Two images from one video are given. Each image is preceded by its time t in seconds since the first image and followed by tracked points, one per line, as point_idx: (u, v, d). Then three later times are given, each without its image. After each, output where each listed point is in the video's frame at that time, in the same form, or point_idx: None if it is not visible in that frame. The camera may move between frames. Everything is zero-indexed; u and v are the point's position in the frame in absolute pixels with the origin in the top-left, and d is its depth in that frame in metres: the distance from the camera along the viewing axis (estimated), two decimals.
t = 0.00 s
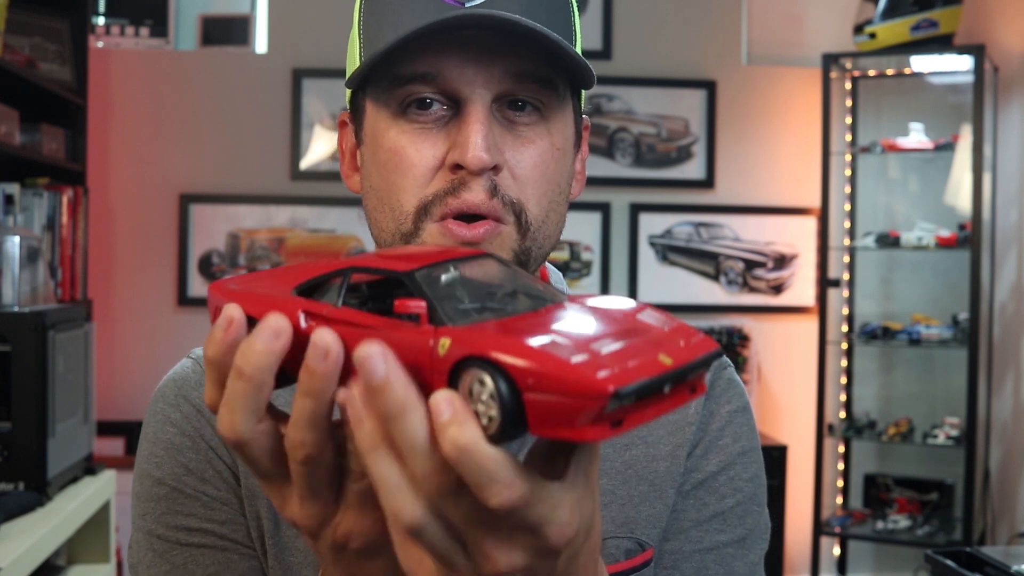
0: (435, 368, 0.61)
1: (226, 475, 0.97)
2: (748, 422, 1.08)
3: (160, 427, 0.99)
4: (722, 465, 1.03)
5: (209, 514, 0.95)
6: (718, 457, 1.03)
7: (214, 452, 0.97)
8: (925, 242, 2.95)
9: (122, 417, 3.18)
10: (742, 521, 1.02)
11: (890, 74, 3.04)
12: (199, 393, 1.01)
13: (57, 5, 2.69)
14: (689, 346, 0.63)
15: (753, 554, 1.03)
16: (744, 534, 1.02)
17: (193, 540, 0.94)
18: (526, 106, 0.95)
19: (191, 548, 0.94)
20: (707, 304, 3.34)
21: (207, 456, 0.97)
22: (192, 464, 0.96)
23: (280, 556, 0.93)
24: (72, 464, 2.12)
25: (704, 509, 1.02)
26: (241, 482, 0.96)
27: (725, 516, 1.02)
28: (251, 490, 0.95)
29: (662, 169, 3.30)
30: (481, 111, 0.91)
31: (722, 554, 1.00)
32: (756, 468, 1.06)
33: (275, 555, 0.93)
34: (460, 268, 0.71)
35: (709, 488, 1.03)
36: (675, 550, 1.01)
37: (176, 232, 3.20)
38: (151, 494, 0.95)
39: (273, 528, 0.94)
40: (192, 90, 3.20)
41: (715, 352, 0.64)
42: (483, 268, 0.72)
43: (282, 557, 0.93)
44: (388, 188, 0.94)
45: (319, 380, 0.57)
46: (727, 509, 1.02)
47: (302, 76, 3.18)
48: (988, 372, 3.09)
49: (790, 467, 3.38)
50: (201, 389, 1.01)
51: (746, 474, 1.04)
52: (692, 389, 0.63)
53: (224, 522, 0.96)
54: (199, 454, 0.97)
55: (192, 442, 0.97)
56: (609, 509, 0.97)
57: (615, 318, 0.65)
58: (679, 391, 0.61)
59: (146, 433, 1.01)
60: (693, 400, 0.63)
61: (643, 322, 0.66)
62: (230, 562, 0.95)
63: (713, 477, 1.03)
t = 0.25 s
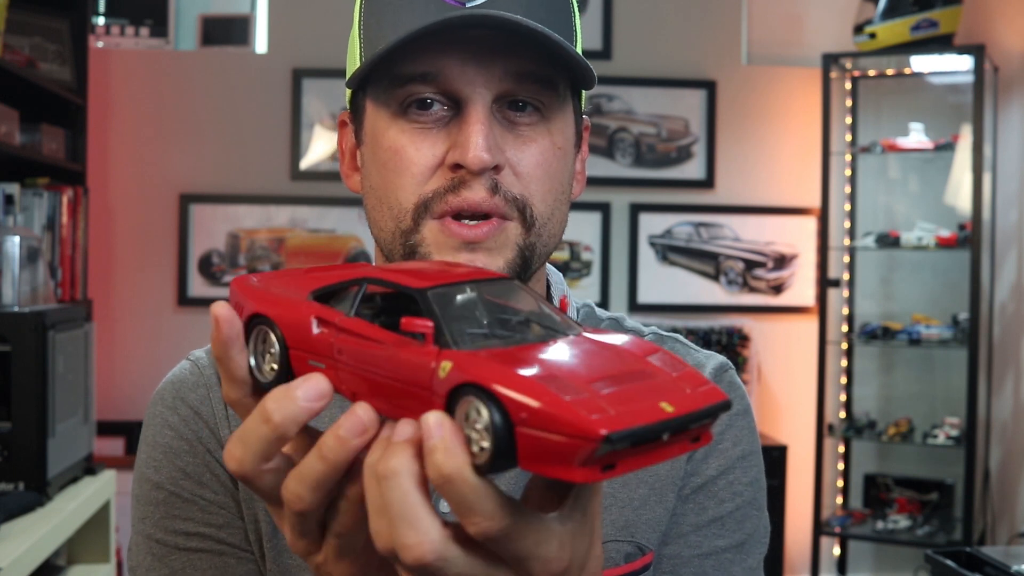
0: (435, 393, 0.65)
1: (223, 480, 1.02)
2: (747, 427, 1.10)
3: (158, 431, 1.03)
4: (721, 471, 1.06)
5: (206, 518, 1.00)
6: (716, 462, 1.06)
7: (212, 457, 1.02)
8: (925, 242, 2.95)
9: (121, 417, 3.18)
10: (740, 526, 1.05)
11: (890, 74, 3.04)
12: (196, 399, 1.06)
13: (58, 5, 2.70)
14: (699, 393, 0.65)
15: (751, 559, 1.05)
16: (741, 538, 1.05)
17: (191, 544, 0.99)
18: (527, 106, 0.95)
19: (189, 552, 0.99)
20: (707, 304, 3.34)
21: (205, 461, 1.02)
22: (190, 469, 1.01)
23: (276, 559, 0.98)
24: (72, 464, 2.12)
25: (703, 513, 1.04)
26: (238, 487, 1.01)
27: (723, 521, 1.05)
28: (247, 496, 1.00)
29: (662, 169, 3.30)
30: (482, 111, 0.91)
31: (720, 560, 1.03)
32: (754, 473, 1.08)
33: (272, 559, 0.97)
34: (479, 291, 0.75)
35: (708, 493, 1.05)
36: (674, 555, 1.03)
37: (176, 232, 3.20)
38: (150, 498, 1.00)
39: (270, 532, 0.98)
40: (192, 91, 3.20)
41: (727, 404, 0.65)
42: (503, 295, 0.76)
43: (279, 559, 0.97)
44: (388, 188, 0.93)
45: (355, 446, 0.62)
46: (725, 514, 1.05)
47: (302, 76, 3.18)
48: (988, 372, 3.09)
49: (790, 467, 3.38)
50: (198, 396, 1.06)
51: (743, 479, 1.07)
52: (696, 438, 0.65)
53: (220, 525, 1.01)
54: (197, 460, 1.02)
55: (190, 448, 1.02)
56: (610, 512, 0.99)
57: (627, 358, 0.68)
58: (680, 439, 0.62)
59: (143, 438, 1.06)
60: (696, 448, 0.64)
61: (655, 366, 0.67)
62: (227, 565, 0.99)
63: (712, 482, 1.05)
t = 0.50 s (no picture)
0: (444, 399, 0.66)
1: (223, 480, 1.02)
2: (745, 429, 1.10)
3: (159, 431, 1.04)
4: (719, 472, 1.06)
5: (208, 519, 1.01)
6: (713, 463, 1.06)
7: (213, 457, 1.03)
8: (925, 242, 2.95)
9: (122, 417, 3.18)
10: (738, 528, 1.05)
11: (890, 73, 3.04)
12: (198, 398, 1.06)
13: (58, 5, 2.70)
14: (706, 390, 0.67)
15: (748, 561, 1.05)
16: (739, 541, 1.05)
17: (193, 544, 0.99)
18: (524, 107, 0.95)
19: (191, 552, 0.99)
20: (707, 304, 3.34)
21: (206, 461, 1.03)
22: (191, 469, 1.02)
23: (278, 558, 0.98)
24: (72, 464, 2.13)
25: (700, 515, 1.05)
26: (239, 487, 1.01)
27: (721, 523, 1.05)
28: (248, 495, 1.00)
29: (662, 169, 3.30)
30: (480, 112, 0.91)
31: (717, 562, 1.03)
32: (751, 475, 1.08)
33: (274, 558, 0.98)
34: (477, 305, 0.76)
35: (705, 495, 1.05)
36: (672, 557, 1.03)
37: (176, 232, 3.20)
38: (151, 498, 1.01)
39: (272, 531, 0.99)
40: (192, 90, 3.20)
41: (733, 401, 0.68)
42: (500, 311, 0.77)
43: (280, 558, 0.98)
44: (384, 188, 0.94)
45: (355, 454, 0.62)
46: (722, 516, 1.05)
47: (302, 76, 3.18)
48: (988, 372, 3.09)
49: (790, 467, 3.38)
50: (199, 395, 1.06)
51: (740, 481, 1.07)
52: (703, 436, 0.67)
53: (221, 525, 1.01)
54: (198, 459, 1.03)
55: (192, 448, 1.03)
56: (608, 512, 0.99)
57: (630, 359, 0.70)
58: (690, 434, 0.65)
59: (143, 438, 1.06)
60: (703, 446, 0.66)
61: (659, 366, 0.69)
62: (229, 565, 0.99)
63: (709, 483, 1.06)
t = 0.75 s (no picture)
0: (448, 399, 0.66)
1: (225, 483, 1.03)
2: (745, 429, 1.11)
3: (161, 436, 1.05)
4: (720, 473, 1.06)
5: (212, 523, 1.01)
6: (715, 464, 1.06)
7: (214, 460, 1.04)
8: (925, 242, 2.95)
9: (121, 417, 3.18)
10: (738, 529, 1.05)
11: (890, 73, 3.04)
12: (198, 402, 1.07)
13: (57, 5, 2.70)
14: (703, 370, 0.70)
15: (748, 562, 1.05)
16: (739, 542, 1.05)
17: (198, 548, 0.99)
18: (525, 107, 0.95)
19: (195, 557, 0.99)
20: (707, 304, 3.34)
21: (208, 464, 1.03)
22: (193, 473, 1.02)
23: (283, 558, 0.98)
24: (72, 464, 2.12)
25: (701, 517, 1.04)
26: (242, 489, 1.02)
27: (721, 524, 1.05)
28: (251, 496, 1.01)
29: (662, 169, 3.30)
30: (480, 111, 0.91)
31: (718, 563, 1.03)
32: (750, 477, 1.09)
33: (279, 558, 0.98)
34: (464, 311, 0.77)
35: (706, 496, 1.05)
36: (674, 559, 1.03)
37: (176, 232, 3.20)
38: (154, 504, 1.02)
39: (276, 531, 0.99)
40: (192, 90, 3.20)
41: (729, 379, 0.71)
42: (489, 316, 0.78)
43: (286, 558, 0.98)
44: (384, 188, 0.93)
45: (357, 463, 0.61)
46: (723, 517, 1.05)
47: (302, 76, 3.18)
48: (988, 372, 3.09)
49: (790, 467, 3.38)
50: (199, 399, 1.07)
51: (740, 482, 1.07)
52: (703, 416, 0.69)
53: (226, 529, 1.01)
54: (201, 462, 1.03)
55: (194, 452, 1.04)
56: (610, 513, 0.99)
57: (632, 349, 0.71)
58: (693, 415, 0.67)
59: (144, 444, 1.07)
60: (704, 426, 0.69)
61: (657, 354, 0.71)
62: (235, 568, 0.99)
63: (710, 484, 1.06)
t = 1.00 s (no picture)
0: (445, 421, 0.62)
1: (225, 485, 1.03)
2: (747, 433, 1.11)
3: (161, 438, 1.05)
4: (724, 477, 1.06)
5: (213, 526, 1.01)
6: (718, 467, 1.07)
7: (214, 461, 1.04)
8: (925, 242, 2.95)
9: (121, 417, 3.18)
10: (741, 533, 1.05)
11: (890, 73, 3.04)
12: (198, 404, 1.07)
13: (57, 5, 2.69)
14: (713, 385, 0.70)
15: (751, 565, 1.06)
16: (742, 546, 1.05)
17: (199, 551, 1.00)
18: (526, 107, 0.95)
19: (196, 559, 1.00)
20: (707, 304, 3.34)
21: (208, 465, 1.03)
22: (194, 475, 1.03)
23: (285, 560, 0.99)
24: (72, 464, 2.12)
25: (706, 521, 1.05)
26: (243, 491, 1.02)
27: (725, 529, 1.05)
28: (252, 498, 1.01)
29: (662, 169, 3.30)
30: (482, 111, 0.91)
31: (723, 568, 1.03)
32: (753, 480, 1.09)
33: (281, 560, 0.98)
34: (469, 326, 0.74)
35: (710, 500, 1.06)
36: (681, 564, 1.03)
37: (176, 232, 3.20)
38: (155, 506, 1.02)
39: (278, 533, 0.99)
40: (191, 90, 3.20)
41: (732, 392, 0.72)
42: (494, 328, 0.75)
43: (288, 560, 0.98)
44: (385, 188, 0.94)
45: (354, 478, 0.60)
46: (727, 521, 1.05)
47: (302, 76, 3.18)
48: (988, 372, 3.09)
49: (790, 467, 3.38)
50: (198, 400, 1.07)
51: (743, 486, 1.08)
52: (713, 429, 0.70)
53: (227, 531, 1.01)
54: (201, 464, 1.03)
55: (193, 454, 1.04)
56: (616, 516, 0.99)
57: (633, 372, 0.67)
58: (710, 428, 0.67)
59: (144, 446, 1.08)
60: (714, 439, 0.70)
61: (660, 378, 0.67)
62: (237, 570, 0.99)
63: (714, 488, 1.06)
